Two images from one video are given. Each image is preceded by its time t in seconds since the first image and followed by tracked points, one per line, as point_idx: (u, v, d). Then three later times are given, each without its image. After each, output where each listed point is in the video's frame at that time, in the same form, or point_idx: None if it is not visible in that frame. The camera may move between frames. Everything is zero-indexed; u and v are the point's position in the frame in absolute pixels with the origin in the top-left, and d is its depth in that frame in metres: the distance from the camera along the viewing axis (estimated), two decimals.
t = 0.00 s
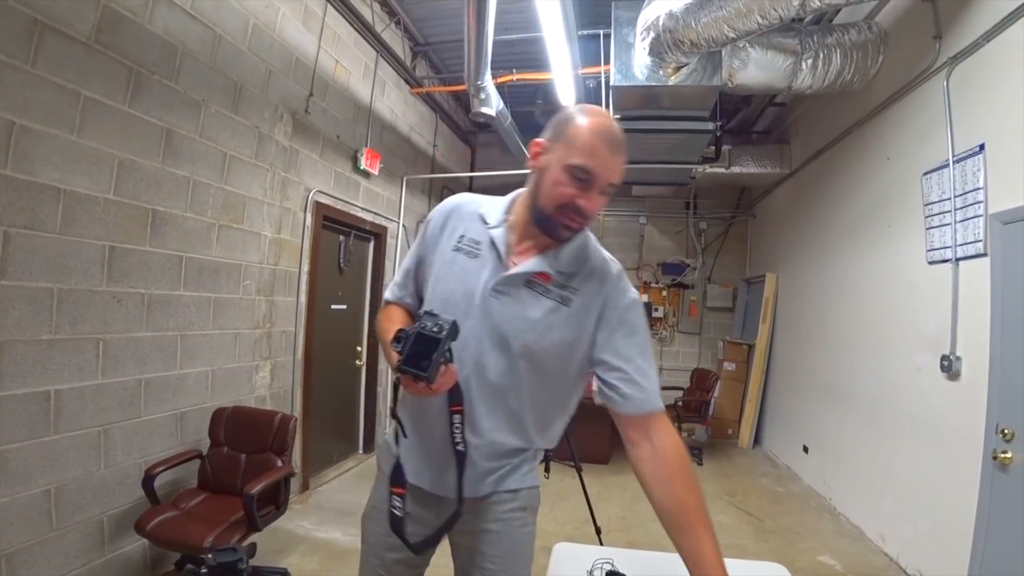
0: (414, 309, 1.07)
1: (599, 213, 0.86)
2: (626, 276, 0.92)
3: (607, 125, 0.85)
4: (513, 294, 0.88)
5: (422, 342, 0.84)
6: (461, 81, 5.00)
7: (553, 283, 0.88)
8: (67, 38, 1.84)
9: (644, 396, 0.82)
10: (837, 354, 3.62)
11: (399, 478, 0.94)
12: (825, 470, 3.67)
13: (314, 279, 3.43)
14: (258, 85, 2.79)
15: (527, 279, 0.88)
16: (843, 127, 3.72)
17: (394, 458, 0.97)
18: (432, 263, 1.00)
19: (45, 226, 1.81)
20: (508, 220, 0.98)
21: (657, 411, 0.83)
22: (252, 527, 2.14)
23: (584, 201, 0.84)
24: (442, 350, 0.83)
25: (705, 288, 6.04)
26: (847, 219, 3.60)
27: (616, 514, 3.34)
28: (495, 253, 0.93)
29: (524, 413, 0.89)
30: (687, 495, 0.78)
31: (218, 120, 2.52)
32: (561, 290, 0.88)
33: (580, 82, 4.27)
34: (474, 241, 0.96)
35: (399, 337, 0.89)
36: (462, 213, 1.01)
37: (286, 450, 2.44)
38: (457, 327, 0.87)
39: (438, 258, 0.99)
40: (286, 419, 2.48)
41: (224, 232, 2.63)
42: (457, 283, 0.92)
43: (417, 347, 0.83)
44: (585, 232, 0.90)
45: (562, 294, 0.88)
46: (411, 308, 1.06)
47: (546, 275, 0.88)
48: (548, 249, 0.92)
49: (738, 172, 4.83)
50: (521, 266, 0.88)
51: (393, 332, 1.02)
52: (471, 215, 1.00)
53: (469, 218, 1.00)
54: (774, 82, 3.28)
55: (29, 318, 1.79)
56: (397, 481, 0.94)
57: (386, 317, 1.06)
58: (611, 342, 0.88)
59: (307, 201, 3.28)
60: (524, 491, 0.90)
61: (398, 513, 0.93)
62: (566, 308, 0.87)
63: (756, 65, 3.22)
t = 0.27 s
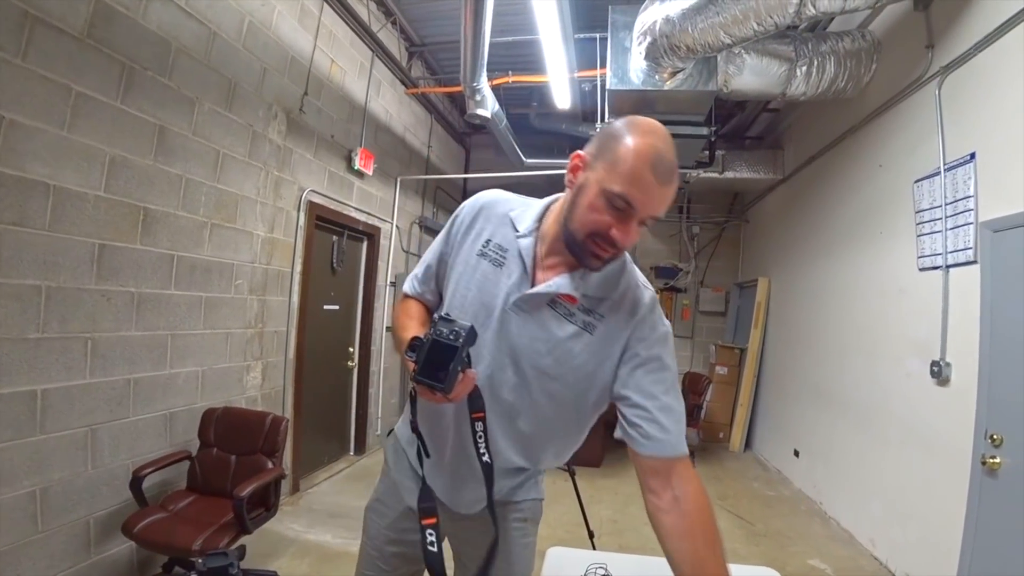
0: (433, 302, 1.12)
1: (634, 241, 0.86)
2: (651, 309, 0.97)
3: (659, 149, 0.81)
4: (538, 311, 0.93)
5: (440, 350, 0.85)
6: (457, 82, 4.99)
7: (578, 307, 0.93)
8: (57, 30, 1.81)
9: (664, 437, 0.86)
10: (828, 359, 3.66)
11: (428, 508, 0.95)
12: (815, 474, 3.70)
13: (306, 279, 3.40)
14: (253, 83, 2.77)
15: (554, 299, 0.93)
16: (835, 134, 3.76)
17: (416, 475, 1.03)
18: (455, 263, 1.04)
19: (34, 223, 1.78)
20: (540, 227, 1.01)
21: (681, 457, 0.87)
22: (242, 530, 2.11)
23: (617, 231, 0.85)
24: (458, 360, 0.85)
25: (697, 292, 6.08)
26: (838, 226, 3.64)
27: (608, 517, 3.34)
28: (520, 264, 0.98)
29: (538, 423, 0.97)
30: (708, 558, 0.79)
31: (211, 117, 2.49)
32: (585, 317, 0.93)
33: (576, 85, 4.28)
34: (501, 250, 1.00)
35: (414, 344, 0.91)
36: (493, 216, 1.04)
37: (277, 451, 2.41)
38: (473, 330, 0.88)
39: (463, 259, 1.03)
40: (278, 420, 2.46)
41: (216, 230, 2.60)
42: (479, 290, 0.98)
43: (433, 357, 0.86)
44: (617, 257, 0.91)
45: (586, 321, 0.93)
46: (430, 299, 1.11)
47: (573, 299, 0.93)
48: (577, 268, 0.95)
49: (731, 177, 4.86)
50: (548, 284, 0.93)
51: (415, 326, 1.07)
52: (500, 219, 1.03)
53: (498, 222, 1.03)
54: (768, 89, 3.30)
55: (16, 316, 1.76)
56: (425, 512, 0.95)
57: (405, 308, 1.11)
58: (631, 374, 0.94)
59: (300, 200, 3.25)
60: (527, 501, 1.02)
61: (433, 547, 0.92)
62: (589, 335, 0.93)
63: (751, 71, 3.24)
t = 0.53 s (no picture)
0: (438, 305, 1.13)
1: (640, 260, 0.87)
2: (656, 325, 0.97)
3: (671, 173, 0.81)
4: (542, 322, 0.94)
5: (444, 361, 0.85)
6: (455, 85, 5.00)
7: (582, 321, 0.94)
8: (54, 25, 1.80)
9: (667, 456, 0.86)
10: (821, 365, 3.68)
11: (411, 515, 0.97)
12: (807, 479, 3.71)
13: (301, 280, 3.39)
14: (250, 82, 2.76)
15: (559, 311, 0.94)
16: (830, 141, 3.79)
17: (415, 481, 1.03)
18: (460, 268, 1.04)
19: (27, 219, 1.77)
20: (547, 236, 1.01)
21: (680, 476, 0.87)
22: (233, 531, 2.11)
23: (623, 251, 0.85)
24: (463, 372, 0.85)
25: (692, 297, 6.11)
26: (832, 232, 3.67)
27: (601, 521, 3.34)
28: (526, 272, 0.98)
29: (540, 432, 0.98)
30: None
31: (207, 116, 2.48)
32: (589, 330, 0.94)
33: (573, 89, 4.29)
34: (506, 257, 1.00)
35: (418, 353, 0.91)
36: (499, 222, 1.04)
37: (269, 453, 2.40)
38: (478, 340, 0.88)
39: (469, 264, 1.03)
40: (271, 421, 2.45)
41: (211, 229, 2.59)
42: (483, 298, 0.98)
43: (437, 366, 0.86)
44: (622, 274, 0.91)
45: (589, 334, 0.94)
46: (435, 302, 1.12)
47: (578, 312, 0.93)
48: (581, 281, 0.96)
49: (727, 182, 4.88)
50: (553, 295, 0.93)
51: (420, 329, 1.07)
52: (507, 226, 1.03)
53: (504, 228, 1.03)
54: (764, 95, 3.33)
55: (7, 313, 1.74)
56: (408, 519, 0.96)
57: (410, 311, 1.11)
58: (634, 389, 0.95)
59: (296, 200, 3.24)
60: (529, 507, 1.03)
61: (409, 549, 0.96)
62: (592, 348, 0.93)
63: (747, 78, 3.27)
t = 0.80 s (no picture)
0: (426, 310, 1.12)
1: (628, 259, 0.88)
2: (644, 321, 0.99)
3: (658, 174, 0.81)
4: (533, 323, 0.94)
5: (441, 373, 0.84)
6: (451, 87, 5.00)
7: (572, 319, 0.94)
8: (49, 27, 1.79)
9: (657, 447, 0.89)
10: (817, 365, 3.69)
11: (399, 505, 0.96)
12: (804, 479, 3.71)
13: (297, 281, 3.38)
14: (246, 84, 2.76)
15: (549, 311, 0.94)
16: (825, 142, 3.80)
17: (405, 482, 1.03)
18: (448, 272, 1.03)
19: (22, 221, 1.76)
20: (535, 236, 1.01)
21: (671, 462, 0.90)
22: (230, 534, 2.10)
23: (612, 251, 0.86)
24: (459, 382, 0.84)
25: (688, 298, 6.12)
26: (827, 233, 3.68)
27: (598, 522, 3.34)
28: (515, 273, 0.98)
29: (535, 432, 0.98)
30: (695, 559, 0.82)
31: (203, 118, 2.48)
32: (579, 328, 0.95)
33: (569, 90, 4.30)
34: (494, 259, 0.99)
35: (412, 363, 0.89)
36: (486, 224, 1.04)
37: (265, 455, 2.39)
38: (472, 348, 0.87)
39: (456, 268, 1.02)
40: (267, 423, 2.44)
41: (206, 231, 2.58)
42: (473, 301, 0.98)
43: (433, 377, 0.85)
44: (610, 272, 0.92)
45: (580, 333, 0.94)
46: (423, 307, 1.11)
47: (567, 311, 0.94)
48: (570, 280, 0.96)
49: (723, 184, 4.89)
50: (543, 295, 0.93)
51: (409, 336, 1.07)
52: (494, 228, 1.03)
53: (491, 230, 1.03)
54: (759, 97, 3.34)
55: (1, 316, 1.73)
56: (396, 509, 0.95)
57: (398, 318, 1.10)
58: (625, 386, 0.96)
59: (292, 202, 3.24)
60: (524, 507, 1.04)
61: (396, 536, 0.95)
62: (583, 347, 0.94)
63: (742, 80, 3.28)
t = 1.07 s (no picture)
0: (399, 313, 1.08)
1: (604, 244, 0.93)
2: (616, 298, 1.06)
3: (627, 164, 0.88)
4: (518, 310, 0.97)
5: (437, 369, 0.84)
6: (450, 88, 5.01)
7: (555, 302, 0.98)
8: (49, 30, 1.81)
9: (633, 413, 0.99)
10: (815, 366, 3.69)
11: (404, 506, 0.94)
12: (803, 481, 3.71)
13: (296, 283, 3.39)
14: (245, 85, 2.77)
15: (533, 297, 0.97)
16: (824, 143, 3.80)
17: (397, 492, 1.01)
18: (425, 271, 1.03)
19: (22, 223, 1.77)
20: (509, 229, 1.04)
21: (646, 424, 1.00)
22: (228, 534, 2.10)
23: (589, 237, 0.90)
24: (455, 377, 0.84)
25: (688, 299, 6.11)
26: (826, 234, 3.68)
27: (597, 523, 3.34)
28: (496, 265, 0.99)
29: (525, 420, 1.00)
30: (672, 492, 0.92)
31: (202, 120, 2.49)
32: (562, 310, 0.99)
33: (567, 92, 4.30)
34: (473, 252, 1.01)
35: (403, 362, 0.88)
36: (460, 221, 1.05)
37: (264, 455, 2.40)
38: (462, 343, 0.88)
39: (433, 266, 1.02)
40: (266, 424, 2.45)
41: (206, 233, 2.59)
42: (457, 295, 0.98)
43: (428, 374, 0.84)
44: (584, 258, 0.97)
45: (562, 314, 0.99)
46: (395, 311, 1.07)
47: (550, 295, 0.98)
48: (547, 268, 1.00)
49: (722, 185, 4.89)
50: (526, 283, 0.96)
51: (388, 340, 1.00)
52: (468, 224, 1.04)
53: (466, 227, 1.04)
54: (757, 98, 3.34)
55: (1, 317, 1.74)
56: (402, 508, 0.93)
57: (368, 324, 1.04)
58: (604, 360, 1.03)
59: (291, 203, 3.25)
60: (518, 503, 1.06)
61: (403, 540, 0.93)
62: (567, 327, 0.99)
63: (740, 81, 3.28)
